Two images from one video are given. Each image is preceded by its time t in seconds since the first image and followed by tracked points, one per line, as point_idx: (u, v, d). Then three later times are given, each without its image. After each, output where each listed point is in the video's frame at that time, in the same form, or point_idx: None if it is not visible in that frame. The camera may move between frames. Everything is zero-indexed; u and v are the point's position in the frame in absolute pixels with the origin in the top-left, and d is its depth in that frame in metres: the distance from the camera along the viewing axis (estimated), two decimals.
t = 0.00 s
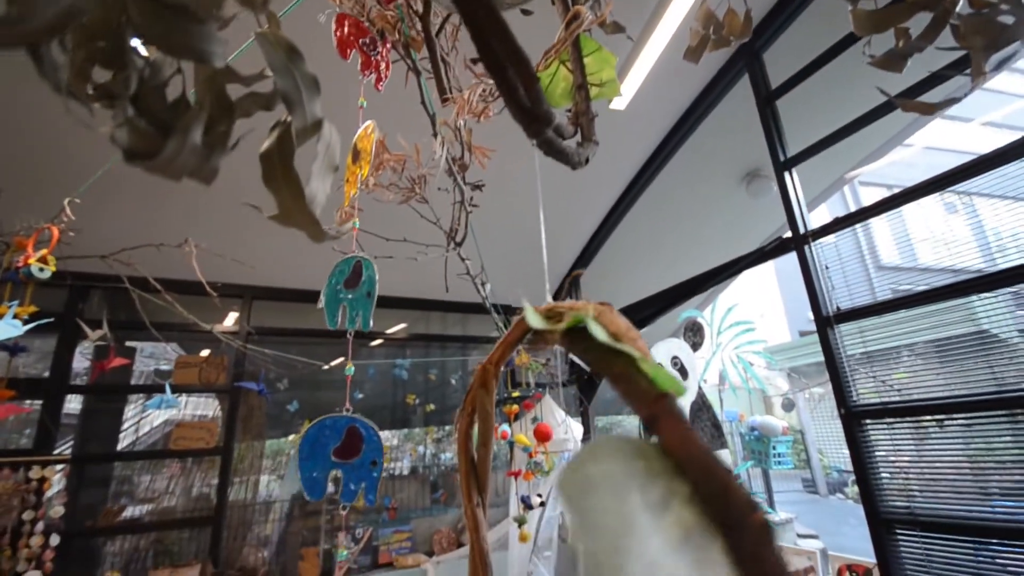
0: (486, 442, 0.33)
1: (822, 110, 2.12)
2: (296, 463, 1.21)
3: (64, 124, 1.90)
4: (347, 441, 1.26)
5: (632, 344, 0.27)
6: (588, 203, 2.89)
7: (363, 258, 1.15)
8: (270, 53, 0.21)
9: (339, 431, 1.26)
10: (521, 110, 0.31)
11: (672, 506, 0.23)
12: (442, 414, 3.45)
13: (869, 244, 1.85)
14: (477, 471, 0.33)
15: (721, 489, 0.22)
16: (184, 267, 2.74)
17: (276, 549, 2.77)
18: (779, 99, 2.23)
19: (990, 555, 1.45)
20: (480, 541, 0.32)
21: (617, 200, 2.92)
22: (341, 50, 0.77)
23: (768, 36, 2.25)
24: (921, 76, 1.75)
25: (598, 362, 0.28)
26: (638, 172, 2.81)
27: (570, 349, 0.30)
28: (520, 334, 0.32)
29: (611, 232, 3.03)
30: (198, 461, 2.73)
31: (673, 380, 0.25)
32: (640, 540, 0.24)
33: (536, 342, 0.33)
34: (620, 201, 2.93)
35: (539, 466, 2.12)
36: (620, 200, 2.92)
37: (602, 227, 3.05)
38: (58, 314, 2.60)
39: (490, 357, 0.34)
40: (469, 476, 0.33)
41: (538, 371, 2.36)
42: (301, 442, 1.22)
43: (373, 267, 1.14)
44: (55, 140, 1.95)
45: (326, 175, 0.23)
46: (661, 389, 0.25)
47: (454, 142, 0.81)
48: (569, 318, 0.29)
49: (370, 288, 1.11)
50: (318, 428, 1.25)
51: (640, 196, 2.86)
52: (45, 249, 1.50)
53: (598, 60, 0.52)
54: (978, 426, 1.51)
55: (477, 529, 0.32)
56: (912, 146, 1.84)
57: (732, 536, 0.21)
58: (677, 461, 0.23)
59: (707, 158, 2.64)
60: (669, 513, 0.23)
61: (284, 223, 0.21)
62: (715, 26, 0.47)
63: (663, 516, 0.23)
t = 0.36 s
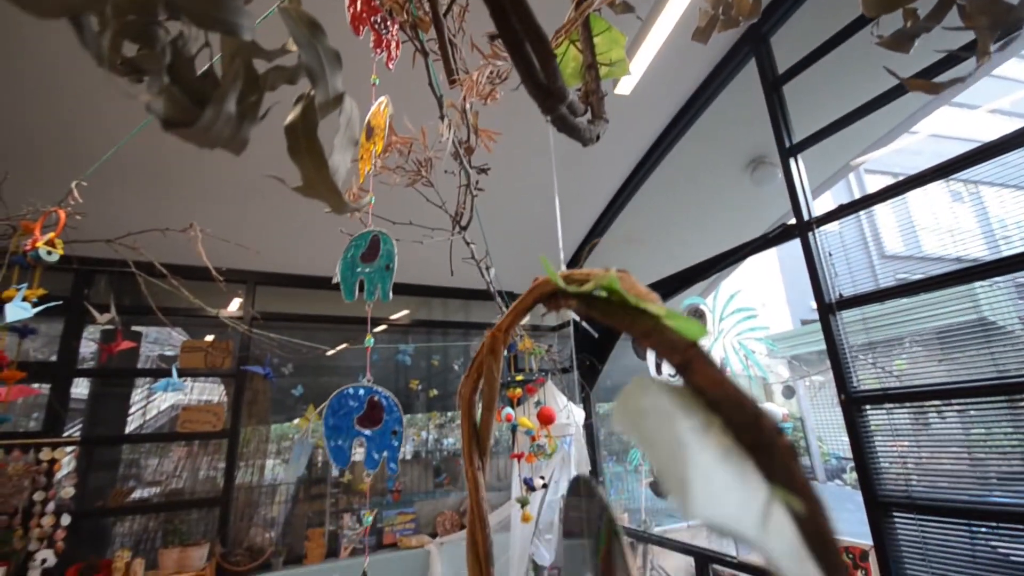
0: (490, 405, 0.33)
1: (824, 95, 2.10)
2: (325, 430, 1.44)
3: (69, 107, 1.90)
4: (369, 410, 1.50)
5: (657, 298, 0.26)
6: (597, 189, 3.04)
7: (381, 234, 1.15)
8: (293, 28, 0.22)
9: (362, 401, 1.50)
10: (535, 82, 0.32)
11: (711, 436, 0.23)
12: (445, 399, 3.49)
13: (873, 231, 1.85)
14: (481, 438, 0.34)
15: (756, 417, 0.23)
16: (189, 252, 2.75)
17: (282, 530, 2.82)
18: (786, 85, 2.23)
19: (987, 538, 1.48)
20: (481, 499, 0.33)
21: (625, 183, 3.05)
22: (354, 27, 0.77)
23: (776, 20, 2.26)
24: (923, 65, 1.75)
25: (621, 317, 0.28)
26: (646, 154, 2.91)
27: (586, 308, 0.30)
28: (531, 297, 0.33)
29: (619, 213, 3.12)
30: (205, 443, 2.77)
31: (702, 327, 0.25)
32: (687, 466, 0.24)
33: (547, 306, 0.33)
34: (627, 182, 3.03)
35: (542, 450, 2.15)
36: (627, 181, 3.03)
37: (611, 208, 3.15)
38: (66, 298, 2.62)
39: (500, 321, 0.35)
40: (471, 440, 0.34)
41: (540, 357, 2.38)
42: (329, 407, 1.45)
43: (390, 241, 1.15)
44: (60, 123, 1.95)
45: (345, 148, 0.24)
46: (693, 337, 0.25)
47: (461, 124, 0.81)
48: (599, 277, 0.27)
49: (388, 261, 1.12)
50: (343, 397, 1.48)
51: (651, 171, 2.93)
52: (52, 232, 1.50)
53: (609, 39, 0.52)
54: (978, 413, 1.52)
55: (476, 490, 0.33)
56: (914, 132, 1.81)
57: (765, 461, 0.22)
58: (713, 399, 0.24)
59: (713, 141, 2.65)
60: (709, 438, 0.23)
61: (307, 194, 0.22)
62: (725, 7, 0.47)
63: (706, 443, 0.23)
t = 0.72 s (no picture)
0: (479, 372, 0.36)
1: (828, 78, 2.08)
2: (332, 398, 1.53)
3: (71, 95, 1.91)
4: (372, 384, 1.58)
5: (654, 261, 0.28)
6: (596, 177, 3.02)
7: (385, 214, 1.15)
8: (303, 12, 0.25)
9: (366, 375, 1.58)
10: (532, 63, 0.33)
11: (715, 372, 0.24)
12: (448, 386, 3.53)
13: (874, 216, 1.85)
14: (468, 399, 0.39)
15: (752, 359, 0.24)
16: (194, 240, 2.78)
17: (290, 514, 2.88)
18: (790, 68, 2.21)
19: (984, 519, 1.50)
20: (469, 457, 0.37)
21: (624, 172, 3.04)
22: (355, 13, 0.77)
23: (779, 2, 2.24)
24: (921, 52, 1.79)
25: (620, 280, 0.29)
26: (646, 143, 2.91)
27: (587, 276, 0.32)
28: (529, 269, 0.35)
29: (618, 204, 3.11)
30: (214, 429, 2.81)
31: (700, 288, 0.27)
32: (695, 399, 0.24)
33: (544, 277, 0.35)
34: (625, 172, 3.04)
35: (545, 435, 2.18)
36: (626, 171, 3.03)
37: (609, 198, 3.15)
38: (73, 287, 2.65)
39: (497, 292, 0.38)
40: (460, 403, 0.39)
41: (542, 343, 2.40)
42: (335, 380, 1.54)
43: (393, 223, 1.15)
44: (62, 111, 1.96)
45: (353, 128, 0.26)
46: (692, 295, 0.26)
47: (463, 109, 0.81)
48: (602, 241, 0.29)
49: (391, 241, 1.13)
50: (347, 372, 1.56)
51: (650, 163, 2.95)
52: (59, 220, 1.52)
53: (607, 23, 0.53)
54: (978, 397, 1.54)
55: (464, 449, 0.37)
56: (917, 116, 1.80)
57: (757, 397, 0.23)
58: (708, 346, 0.25)
59: (714, 129, 2.65)
60: (712, 373, 0.24)
61: (318, 171, 0.25)
62: None
63: (710, 379, 0.24)
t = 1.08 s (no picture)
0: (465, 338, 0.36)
1: (837, 58, 2.05)
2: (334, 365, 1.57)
3: (76, 82, 1.92)
4: (370, 356, 1.62)
5: (649, 221, 0.25)
6: (602, 156, 3.00)
7: (382, 197, 1.17)
8: None
9: (365, 348, 1.62)
10: (525, 37, 0.34)
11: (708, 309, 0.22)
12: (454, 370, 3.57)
13: (879, 199, 1.84)
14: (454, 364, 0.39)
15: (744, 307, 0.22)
16: (202, 226, 2.80)
17: (300, 495, 2.95)
18: (798, 48, 2.17)
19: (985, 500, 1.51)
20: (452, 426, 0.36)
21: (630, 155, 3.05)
22: None
23: None
24: (933, 29, 1.71)
25: (611, 243, 0.27)
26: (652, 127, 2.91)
27: (580, 244, 0.29)
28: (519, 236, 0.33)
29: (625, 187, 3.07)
30: (225, 412, 2.87)
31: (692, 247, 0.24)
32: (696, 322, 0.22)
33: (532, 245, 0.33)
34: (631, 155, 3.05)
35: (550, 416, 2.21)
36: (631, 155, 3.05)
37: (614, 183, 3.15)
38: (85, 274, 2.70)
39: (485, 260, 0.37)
40: (446, 368, 0.38)
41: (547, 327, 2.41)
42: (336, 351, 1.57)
43: (390, 204, 1.16)
44: (69, 97, 1.97)
45: (356, 104, 0.29)
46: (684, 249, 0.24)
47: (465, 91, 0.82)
48: (597, 205, 0.26)
49: (388, 222, 1.15)
50: (348, 344, 1.60)
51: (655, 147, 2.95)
52: (70, 206, 1.54)
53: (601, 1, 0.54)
54: (983, 381, 1.54)
55: (447, 416, 0.37)
56: (927, 97, 1.77)
57: (744, 336, 0.21)
58: (699, 297, 0.22)
59: (720, 112, 2.62)
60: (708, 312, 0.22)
61: (324, 146, 0.27)
62: None
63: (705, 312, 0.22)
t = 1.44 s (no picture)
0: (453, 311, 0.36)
1: (847, 45, 2.02)
2: (342, 347, 1.59)
3: (85, 74, 1.95)
4: (376, 337, 1.65)
5: (640, 199, 0.25)
6: (607, 143, 3.04)
7: (385, 182, 1.14)
8: None
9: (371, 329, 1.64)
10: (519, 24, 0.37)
11: (701, 275, 0.22)
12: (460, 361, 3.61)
13: (887, 188, 1.83)
14: (438, 338, 0.39)
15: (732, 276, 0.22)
16: (211, 218, 2.84)
17: (309, 484, 3.00)
18: (806, 35, 2.16)
19: (988, 490, 1.50)
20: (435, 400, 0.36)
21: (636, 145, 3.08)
22: None
23: None
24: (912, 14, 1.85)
25: (603, 220, 0.27)
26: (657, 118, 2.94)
27: (571, 221, 0.29)
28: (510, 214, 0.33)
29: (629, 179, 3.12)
30: (235, 401, 2.92)
31: (683, 224, 0.25)
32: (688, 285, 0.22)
33: (521, 224, 0.32)
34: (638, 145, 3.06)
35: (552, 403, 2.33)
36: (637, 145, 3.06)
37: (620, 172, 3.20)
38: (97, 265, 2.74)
39: (473, 238, 0.36)
40: (430, 343, 0.38)
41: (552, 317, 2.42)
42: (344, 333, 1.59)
43: (393, 189, 1.14)
44: (78, 90, 2.00)
45: (353, 90, 0.33)
46: (674, 224, 0.24)
47: (467, 80, 0.82)
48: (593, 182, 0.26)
49: (389, 209, 1.14)
50: (355, 325, 1.62)
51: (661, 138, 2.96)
52: (81, 198, 1.56)
53: None
54: (991, 371, 1.52)
55: (430, 389, 0.37)
56: (937, 85, 1.74)
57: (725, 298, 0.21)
58: (689, 268, 0.23)
59: (727, 101, 2.60)
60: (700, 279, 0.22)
61: (324, 130, 0.31)
62: None
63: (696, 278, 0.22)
